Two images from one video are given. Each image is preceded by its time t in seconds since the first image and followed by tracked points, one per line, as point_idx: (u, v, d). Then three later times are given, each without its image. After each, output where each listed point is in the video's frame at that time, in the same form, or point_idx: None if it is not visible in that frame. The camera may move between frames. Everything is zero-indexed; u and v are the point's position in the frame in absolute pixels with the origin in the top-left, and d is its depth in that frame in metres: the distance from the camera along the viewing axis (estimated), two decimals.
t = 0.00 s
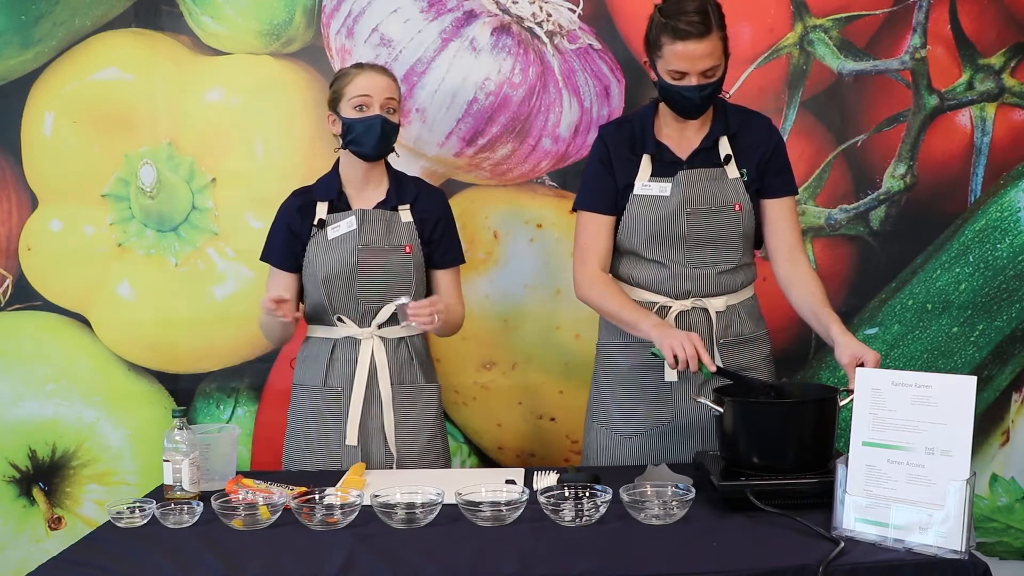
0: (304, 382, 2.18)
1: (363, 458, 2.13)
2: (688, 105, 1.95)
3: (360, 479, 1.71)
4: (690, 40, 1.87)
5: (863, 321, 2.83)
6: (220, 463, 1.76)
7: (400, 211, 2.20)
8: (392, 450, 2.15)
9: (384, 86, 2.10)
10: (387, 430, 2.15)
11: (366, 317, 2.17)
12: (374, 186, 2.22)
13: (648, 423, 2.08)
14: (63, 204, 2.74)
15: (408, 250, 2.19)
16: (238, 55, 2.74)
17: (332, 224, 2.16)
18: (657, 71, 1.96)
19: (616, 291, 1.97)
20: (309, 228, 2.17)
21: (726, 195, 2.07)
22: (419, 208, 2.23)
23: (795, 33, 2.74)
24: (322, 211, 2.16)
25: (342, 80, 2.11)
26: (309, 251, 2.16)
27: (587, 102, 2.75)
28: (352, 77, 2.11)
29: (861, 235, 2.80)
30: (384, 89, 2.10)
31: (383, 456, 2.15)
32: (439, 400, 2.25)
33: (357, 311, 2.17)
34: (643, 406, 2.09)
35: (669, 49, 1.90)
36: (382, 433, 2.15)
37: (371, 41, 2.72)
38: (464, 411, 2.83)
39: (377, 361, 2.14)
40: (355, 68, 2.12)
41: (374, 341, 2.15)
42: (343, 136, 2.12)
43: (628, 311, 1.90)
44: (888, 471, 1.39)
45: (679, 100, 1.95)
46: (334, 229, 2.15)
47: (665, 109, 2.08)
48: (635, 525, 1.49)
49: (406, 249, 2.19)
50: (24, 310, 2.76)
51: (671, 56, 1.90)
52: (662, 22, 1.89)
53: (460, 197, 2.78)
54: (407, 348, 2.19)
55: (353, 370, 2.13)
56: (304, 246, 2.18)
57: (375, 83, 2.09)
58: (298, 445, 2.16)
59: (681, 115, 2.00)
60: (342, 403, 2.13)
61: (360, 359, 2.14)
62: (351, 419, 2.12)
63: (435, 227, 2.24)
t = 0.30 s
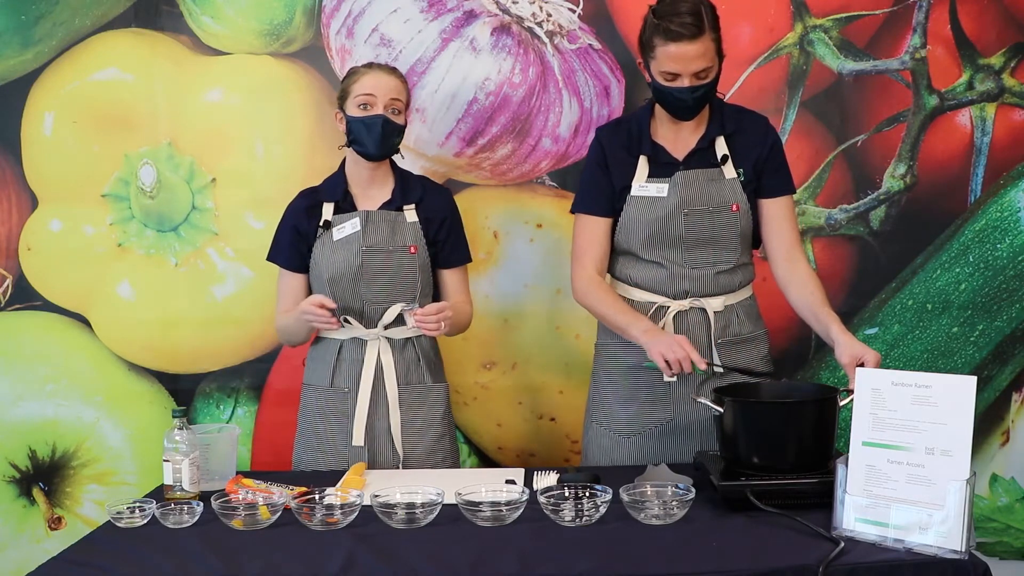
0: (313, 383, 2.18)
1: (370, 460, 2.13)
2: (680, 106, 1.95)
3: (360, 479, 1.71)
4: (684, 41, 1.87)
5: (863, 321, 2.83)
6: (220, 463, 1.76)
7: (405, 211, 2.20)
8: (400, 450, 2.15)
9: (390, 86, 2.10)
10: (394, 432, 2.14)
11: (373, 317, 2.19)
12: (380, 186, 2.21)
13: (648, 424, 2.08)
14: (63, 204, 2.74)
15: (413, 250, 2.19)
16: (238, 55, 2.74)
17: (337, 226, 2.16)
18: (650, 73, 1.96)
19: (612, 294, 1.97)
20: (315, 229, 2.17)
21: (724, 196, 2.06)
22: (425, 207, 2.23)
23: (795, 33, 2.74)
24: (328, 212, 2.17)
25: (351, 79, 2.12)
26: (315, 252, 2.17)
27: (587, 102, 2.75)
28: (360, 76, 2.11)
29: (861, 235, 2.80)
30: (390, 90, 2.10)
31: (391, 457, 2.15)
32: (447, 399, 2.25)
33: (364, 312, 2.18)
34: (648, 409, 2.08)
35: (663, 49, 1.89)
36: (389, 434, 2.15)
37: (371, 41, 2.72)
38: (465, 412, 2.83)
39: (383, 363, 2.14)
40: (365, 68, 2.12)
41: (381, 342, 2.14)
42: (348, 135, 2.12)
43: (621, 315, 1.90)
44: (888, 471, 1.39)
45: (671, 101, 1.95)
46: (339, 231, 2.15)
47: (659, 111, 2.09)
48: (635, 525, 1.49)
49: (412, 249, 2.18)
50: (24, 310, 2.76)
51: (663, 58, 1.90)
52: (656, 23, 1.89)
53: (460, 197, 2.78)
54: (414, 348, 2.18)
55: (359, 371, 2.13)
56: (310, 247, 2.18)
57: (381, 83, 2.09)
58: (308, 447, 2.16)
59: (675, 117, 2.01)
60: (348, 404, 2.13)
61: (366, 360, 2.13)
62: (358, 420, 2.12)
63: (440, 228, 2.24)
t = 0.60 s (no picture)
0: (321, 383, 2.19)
1: (376, 460, 2.14)
2: (674, 108, 1.95)
3: (360, 479, 1.71)
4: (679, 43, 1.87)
5: (863, 321, 2.83)
6: (220, 463, 1.76)
7: (413, 211, 2.20)
8: (405, 450, 2.15)
9: (389, 87, 2.09)
10: (399, 432, 2.14)
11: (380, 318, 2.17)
12: (387, 187, 2.21)
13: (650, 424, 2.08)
14: (63, 204, 2.74)
15: (421, 250, 2.19)
16: (238, 55, 2.74)
17: (344, 226, 2.16)
18: (645, 73, 1.96)
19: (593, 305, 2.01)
20: (324, 229, 2.17)
21: (722, 196, 2.06)
22: (433, 207, 2.22)
23: (795, 33, 2.74)
24: (337, 212, 2.17)
25: (350, 83, 2.12)
26: (324, 252, 2.17)
27: (587, 102, 2.75)
28: (360, 78, 2.11)
29: (861, 235, 2.80)
30: (389, 92, 2.10)
31: (396, 457, 2.15)
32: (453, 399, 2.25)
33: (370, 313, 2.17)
34: (648, 410, 2.08)
35: (659, 50, 1.89)
36: (395, 434, 2.15)
37: (371, 41, 2.72)
38: (466, 411, 2.84)
39: (390, 364, 2.14)
40: (364, 71, 2.12)
41: (387, 343, 2.14)
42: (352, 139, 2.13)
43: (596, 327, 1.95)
44: (888, 471, 1.39)
45: (666, 102, 1.95)
46: (347, 231, 2.15)
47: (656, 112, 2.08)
48: (635, 525, 1.49)
49: (419, 250, 2.18)
50: (24, 310, 2.76)
51: (657, 59, 1.90)
52: (651, 24, 1.89)
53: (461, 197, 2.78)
54: (422, 348, 2.18)
55: (366, 371, 2.13)
56: (318, 247, 2.18)
57: (379, 85, 2.09)
58: (315, 446, 2.16)
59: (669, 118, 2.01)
60: (353, 404, 2.14)
61: (372, 360, 2.13)
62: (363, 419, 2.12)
63: (448, 228, 2.23)
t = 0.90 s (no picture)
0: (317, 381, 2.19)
1: (370, 458, 2.13)
2: (670, 108, 1.96)
3: (360, 479, 1.70)
4: (676, 45, 1.87)
5: (863, 321, 2.83)
6: (220, 463, 1.76)
7: (410, 208, 2.20)
8: (401, 448, 2.15)
9: (383, 100, 2.06)
10: (396, 431, 2.14)
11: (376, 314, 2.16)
12: (385, 187, 2.22)
13: (647, 423, 2.09)
14: (64, 204, 2.74)
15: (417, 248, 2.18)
16: (238, 55, 2.74)
17: (343, 222, 2.16)
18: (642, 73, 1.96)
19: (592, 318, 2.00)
20: (323, 226, 2.18)
21: (721, 197, 2.06)
22: (430, 206, 2.22)
23: (795, 33, 2.74)
24: (336, 210, 2.17)
25: (344, 92, 2.08)
26: (323, 247, 2.17)
27: (587, 102, 2.75)
28: (353, 89, 2.07)
29: (861, 235, 2.79)
30: (383, 103, 2.06)
31: (392, 456, 2.15)
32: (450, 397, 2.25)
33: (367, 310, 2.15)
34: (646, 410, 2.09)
35: (655, 51, 1.89)
36: (392, 432, 2.15)
37: (371, 41, 2.72)
38: (466, 411, 2.83)
39: (386, 359, 2.14)
40: (357, 79, 2.08)
41: (383, 339, 2.14)
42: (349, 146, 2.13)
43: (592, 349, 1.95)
44: (888, 471, 1.39)
45: (662, 102, 1.96)
46: (346, 228, 2.15)
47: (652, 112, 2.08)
48: (635, 525, 1.49)
49: (416, 247, 2.18)
50: (24, 310, 2.76)
51: (654, 59, 1.90)
52: (648, 24, 1.89)
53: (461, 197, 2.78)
54: (419, 346, 2.19)
55: (362, 368, 2.13)
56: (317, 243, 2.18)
57: (374, 97, 2.05)
58: (312, 443, 2.17)
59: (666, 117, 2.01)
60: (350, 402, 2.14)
61: (369, 357, 2.13)
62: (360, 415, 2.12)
63: (444, 223, 2.22)
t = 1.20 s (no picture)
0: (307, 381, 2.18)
1: (365, 456, 2.13)
2: (664, 108, 1.96)
3: (360, 479, 1.71)
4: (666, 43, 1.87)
5: (863, 321, 2.83)
6: (219, 462, 1.76)
7: (401, 208, 2.20)
8: (395, 447, 2.15)
9: (376, 89, 2.08)
10: (390, 430, 2.15)
11: (368, 313, 2.16)
12: (374, 187, 2.21)
13: (647, 423, 2.10)
14: (64, 204, 2.74)
15: (408, 247, 2.18)
16: (238, 55, 2.74)
17: (334, 222, 2.15)
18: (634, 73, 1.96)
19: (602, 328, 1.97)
20: (313, 226, 2.16)
21: (720, 196, 2.07)
22: (420, 206, 2.23)
23: (795, 33, 2.74)
24: (326, 210, 2.16)
25: (338, 84, 2.11)
26: (314, 247, 2.16)
27: (587, 101, 2.75)
28: (347, 79, 2.10)
29: (861, 235, 2.80)
30: (375, 93, 2.08)
31: (386, 455, 2.15)
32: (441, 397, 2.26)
33: (359, 308, 2.16)
34: (646, 410, 2.10)
35: (646, 50, 1.89)
36: (385, 431, 2.15)
37: (371, 41, 2.72)
38: (465, 411, 2.83)
39: (379, 359, 2.14)
40: (353, 70, 2.11)
41: (376, 338, 2.15)
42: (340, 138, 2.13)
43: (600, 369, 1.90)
44: (888, 471, 1.39)
45: (655, 103, 1.96)
46: (337, 227, 2.13)
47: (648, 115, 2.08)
48: (635, 525, 1.49)
49: (408, 246, 2.18)
50: (24, 310, 2.76)
51: (645, 59, 1.90)
52: (640, 24, 1.88)
53: (461, 197, 2.78)
54: (410, 345, 2.20)
55: (356, 368, 2.13)
56: (307, 243, 2.17)
57: (367, 87, 2.08)
58: (302, 443, 2.16)
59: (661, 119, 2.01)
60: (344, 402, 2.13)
61: (362, 357, 2.13)
62: (354, 415, 2.12)
63: (434, 223, 2.24)
